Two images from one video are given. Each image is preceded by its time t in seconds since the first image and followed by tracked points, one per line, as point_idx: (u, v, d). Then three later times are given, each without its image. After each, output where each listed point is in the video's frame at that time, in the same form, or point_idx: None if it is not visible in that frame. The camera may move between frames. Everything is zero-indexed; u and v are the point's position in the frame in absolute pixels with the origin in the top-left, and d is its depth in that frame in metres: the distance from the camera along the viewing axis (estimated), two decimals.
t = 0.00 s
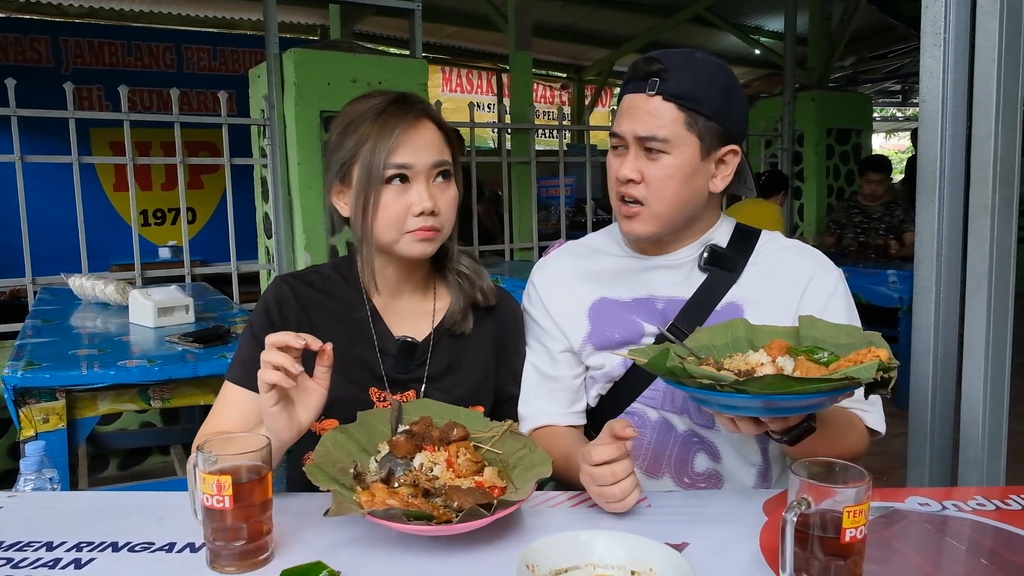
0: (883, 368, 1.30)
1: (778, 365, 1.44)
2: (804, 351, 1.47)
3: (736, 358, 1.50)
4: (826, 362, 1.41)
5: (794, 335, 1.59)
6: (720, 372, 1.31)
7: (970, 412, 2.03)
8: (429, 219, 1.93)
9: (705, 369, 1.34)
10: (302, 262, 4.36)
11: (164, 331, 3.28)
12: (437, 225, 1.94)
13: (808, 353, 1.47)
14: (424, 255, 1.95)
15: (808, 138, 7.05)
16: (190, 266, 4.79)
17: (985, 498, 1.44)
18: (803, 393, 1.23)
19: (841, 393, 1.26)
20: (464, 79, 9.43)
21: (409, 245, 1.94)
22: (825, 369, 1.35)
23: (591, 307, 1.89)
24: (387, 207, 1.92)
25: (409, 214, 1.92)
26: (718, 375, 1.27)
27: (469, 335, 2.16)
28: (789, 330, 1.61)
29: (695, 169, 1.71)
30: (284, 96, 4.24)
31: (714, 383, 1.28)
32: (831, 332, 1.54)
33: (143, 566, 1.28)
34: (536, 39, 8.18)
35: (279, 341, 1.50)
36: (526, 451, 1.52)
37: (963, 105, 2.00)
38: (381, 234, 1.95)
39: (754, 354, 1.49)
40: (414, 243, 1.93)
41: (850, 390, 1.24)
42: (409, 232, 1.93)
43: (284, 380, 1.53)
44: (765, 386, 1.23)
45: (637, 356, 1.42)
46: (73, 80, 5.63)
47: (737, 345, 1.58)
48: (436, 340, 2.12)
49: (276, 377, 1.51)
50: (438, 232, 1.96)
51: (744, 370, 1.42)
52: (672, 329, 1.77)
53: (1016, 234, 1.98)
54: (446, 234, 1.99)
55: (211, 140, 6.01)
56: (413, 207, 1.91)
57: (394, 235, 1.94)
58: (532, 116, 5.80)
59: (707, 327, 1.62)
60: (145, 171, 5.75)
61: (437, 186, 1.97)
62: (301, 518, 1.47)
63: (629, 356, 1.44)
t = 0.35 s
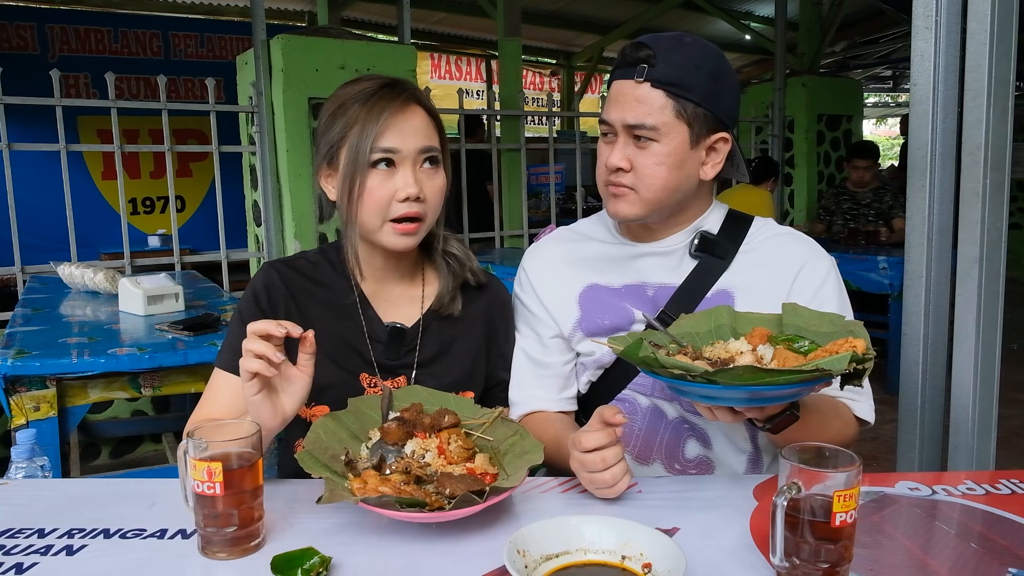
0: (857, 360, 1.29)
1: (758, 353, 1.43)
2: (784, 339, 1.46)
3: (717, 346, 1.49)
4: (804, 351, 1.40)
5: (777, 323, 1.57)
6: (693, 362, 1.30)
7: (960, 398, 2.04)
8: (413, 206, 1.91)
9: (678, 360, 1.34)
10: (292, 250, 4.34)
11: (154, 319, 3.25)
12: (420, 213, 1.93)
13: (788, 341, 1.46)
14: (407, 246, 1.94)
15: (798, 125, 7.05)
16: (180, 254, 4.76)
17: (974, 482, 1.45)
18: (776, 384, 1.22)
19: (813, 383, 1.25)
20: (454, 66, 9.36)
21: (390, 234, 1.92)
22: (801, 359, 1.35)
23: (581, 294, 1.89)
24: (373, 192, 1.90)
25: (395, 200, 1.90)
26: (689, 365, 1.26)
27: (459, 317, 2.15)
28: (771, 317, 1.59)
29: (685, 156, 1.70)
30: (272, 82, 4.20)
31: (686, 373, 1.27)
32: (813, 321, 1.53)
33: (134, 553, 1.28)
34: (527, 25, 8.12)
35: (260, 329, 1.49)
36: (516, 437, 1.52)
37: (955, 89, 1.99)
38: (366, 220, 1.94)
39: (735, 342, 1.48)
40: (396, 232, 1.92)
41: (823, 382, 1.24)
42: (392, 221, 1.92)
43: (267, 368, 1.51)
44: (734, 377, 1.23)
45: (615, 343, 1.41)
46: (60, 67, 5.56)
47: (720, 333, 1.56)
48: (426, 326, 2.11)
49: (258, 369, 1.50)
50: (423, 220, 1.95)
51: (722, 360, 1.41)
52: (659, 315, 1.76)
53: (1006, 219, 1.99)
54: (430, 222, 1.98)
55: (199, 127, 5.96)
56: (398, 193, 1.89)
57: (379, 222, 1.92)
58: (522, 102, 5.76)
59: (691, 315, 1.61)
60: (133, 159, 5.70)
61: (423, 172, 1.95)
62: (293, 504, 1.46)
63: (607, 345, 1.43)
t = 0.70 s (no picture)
0: (854, 357, 1.29)
1: (755, 351, 1.43)
2: (782, 337, 1.47)
3: (714, 344, 1.49)
4: (802, 348, 1.40)
5: (774, 321, 1.57)
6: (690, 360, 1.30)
7: (958, 394, 2.04)
8: (409, 198, 1.90)
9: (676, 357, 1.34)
10: (291, 247, 4.34)
11: (153, 317, 3.25)
12: (418, 204, 1.92)
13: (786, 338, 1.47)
14: (409, 235, 1.92)
15: (797, 122, 7.05)
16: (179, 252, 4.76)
17: (973, 478, 1.45)
18: (773, 381, 1.22)
19: (812, 381, 1.26)
20: (452, 64, 9.34)
21: (393, 225, 1.91)
22: (800, 356, 1.35)
23: (578, 293, 1.89)
24: (367, 186, 1.90)
25: (390, 193, 1.89)
26: (686, 363, 1.27)
27: (456, 315, 2.15)
28: (770, 314, 1.59)
29: (681, 158, 1.70)
30: (271, 80, 4.19)
31: (683, 372, 1.27)
32: (811, 318, 1.53)
33: (133, 552, 1.28)
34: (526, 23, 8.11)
35: (262, 331, 1.50)
36: (516, 435, 1.52)
37: (952, 86, 1.99)
38: (363, 214, 1.93)
39: (733, 340, 1.48)
40: (396, 225, 1.91)
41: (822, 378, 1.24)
42: (391, 212, 1.90)
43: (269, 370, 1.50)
44: (731, 374, 1.22)
45: (610, 341, 1.41)
46: (59, 65, 5.55)
47: (717, 331, 1.56)
48: (423, 324, 2.11)
49: (259, 368, 1.49)
50: (422, 211, 1.93)
51: (719, 357, 1.41)
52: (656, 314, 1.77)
53: (1003, 216, 1.99)
54: (430, 214, 1.96)
55: (198, 125, 5.95)
56: (393, 187, 1.89)
57: (377, 216, 1.91)
58: (520, 100, 5.76)
59: (688, 313, 1.61)
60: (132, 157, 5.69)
61: (417, 166, 1.94)
62: (291, 502, 1.46)
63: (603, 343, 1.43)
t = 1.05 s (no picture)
0: (834, 352, 1.26)
1: (739, 351, 1.41)
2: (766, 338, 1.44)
3: (698, 345, 1.47)
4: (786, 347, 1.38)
5: (760, 323, 1.56)
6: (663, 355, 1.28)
7: (953, 393, 2.05)
8: (385, 203, 1.89)
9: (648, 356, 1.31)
10: (288, 247, 4.33)
11: (149, 317, 3.24)
12: (395, 210, 1.90)
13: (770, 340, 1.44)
14: (386, 242, 1.91)
15: (793, 122, 7.06)
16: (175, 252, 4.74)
17: (968, 478, 1.46)
18: (747, 375, 1.20)
19: (791, 376, 1.23)
20: (449, 63, 9.32)
21: (366, 231, 1.90)
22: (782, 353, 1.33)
23: (575, 293, 1.89)
24: (344, 190, 1.90)
25: (366, 197, 1.88)
26: (657, 357, 1.24)
27: (453, 319, 2.15)
28: (757, 318, 1.57)
29: (682, 153, 1.70)
30: (268, 79, 4.18)
31: (655, 366, 1.25)
32: (797, 319, 1.51)
33: (128, 552, 1.27)
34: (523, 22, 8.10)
35: (258, 334, 1.48)
36: (514, 435, 1.52)
37: (947, 87, 2.00)
38: (342, 217, 1.93)
39: (716, 341, 1.46)
40: (373, 230, 1.89)
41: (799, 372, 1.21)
42: (367, 218, 1.89)
43: (265, 375, 1.51)
44: (705, 368, 1.20)
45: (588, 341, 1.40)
46: (55, 64, 5.53)
47: (702, 334, 1.54)
48: (419, 324, 2.11)
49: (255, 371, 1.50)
50: (399, 217, 1.91)
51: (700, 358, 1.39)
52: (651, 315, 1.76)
53: (997, 216, 2.00)
54: (411, 220, 1.94)
55: (195, 124, 5.94)
56: (368, 190, 1.88)
57: (354, 220, 1.91)
58: (517, 99, 5.75)
59: (675, 317, 1.60)
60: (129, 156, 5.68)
61: (396, 171, 1.92)
62: (288, 502, 1.46)
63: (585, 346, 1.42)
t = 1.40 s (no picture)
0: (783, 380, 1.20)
1: (712, 374, 1.36)
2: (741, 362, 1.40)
3: (677, 368, 1.44)
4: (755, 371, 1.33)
5: (745, 346, 1.51)
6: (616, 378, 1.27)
7: (948, 394, 2.05)
8: (367, 222, 1.88)
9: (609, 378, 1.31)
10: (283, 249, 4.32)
11: (142, 321, 3.23)
12: (377, 229, 1.90)
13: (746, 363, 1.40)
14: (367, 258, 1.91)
15: (787, 125, 7.08)
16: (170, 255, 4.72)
17: (962, 477, 1.46)
18: (683, 401, 1.17)
19: (737, 404, 1.19)
20: (445, 67, 9.34)
21: (347, 245, 1.91)
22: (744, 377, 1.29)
23: (568, 298, 1.90)
24: (329, 203, 1.90)
25: (348, 215, 1.88)
26: (602, 379, 1.24)
27: (445, 325, 2.15)
28: (743, 339, 1.53)
29: (670, 159, 1.70)
30: (263, 82, 4.18)
31: (601, 388, 1.25)
32: (779, 343, 1.46)
33: (121, 557, 1.27)
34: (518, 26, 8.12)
35: (251, 340, 1.48)
36: (509, 436, 1.52)
37: (939, 89, 2.01)
38: (326, 228, 1.94)
39: (694, 364, 1.42)
40: (352, 246, 1.90)
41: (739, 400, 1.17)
42: (348, 233, 1.90)
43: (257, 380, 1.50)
44: (643, 394, 1.20)
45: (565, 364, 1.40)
46: (49, 67, 5.52)
47: (687, 356, 1.53)
48: (412, 327, 2.11)
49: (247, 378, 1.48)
50: (381, 236, 1.91)
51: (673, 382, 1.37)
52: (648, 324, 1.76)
53: (989, 218, 2.01)
54: (393, 238, 1.94)
55: (190, 127, 5.93)
56: (351, 208, 1.88)
57: (335, 232, 1.92)
58: (513, 102, 5.76)
59: (661, 338, 1.59)
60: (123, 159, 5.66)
61: (382, 190, 1.91)
62: (283, 505, 1.46)
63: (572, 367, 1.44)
